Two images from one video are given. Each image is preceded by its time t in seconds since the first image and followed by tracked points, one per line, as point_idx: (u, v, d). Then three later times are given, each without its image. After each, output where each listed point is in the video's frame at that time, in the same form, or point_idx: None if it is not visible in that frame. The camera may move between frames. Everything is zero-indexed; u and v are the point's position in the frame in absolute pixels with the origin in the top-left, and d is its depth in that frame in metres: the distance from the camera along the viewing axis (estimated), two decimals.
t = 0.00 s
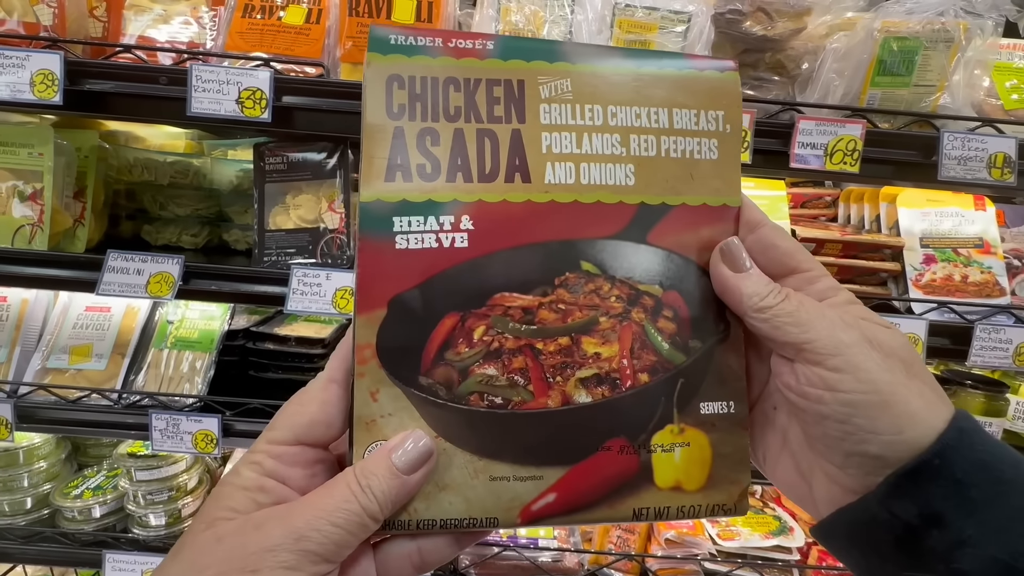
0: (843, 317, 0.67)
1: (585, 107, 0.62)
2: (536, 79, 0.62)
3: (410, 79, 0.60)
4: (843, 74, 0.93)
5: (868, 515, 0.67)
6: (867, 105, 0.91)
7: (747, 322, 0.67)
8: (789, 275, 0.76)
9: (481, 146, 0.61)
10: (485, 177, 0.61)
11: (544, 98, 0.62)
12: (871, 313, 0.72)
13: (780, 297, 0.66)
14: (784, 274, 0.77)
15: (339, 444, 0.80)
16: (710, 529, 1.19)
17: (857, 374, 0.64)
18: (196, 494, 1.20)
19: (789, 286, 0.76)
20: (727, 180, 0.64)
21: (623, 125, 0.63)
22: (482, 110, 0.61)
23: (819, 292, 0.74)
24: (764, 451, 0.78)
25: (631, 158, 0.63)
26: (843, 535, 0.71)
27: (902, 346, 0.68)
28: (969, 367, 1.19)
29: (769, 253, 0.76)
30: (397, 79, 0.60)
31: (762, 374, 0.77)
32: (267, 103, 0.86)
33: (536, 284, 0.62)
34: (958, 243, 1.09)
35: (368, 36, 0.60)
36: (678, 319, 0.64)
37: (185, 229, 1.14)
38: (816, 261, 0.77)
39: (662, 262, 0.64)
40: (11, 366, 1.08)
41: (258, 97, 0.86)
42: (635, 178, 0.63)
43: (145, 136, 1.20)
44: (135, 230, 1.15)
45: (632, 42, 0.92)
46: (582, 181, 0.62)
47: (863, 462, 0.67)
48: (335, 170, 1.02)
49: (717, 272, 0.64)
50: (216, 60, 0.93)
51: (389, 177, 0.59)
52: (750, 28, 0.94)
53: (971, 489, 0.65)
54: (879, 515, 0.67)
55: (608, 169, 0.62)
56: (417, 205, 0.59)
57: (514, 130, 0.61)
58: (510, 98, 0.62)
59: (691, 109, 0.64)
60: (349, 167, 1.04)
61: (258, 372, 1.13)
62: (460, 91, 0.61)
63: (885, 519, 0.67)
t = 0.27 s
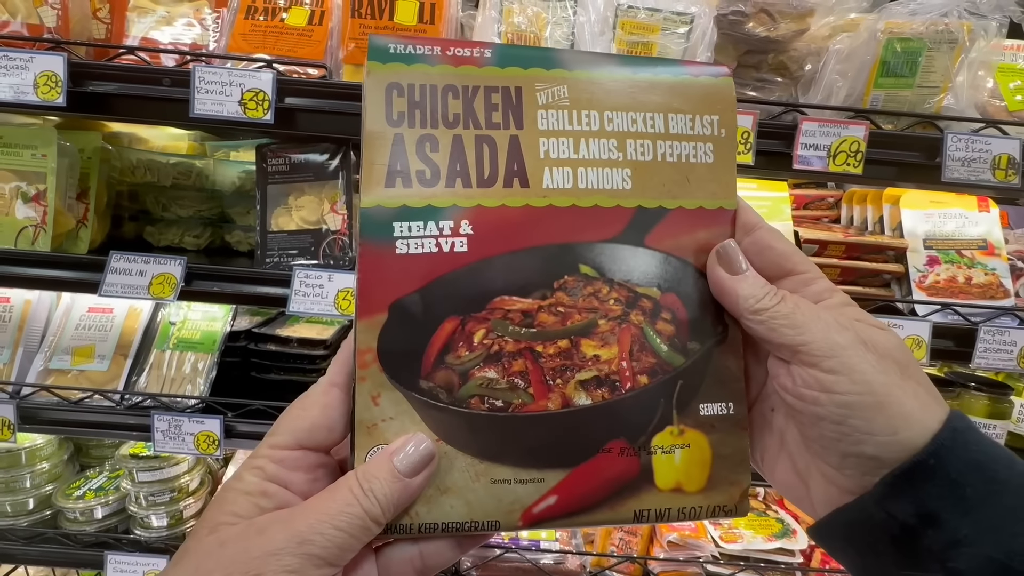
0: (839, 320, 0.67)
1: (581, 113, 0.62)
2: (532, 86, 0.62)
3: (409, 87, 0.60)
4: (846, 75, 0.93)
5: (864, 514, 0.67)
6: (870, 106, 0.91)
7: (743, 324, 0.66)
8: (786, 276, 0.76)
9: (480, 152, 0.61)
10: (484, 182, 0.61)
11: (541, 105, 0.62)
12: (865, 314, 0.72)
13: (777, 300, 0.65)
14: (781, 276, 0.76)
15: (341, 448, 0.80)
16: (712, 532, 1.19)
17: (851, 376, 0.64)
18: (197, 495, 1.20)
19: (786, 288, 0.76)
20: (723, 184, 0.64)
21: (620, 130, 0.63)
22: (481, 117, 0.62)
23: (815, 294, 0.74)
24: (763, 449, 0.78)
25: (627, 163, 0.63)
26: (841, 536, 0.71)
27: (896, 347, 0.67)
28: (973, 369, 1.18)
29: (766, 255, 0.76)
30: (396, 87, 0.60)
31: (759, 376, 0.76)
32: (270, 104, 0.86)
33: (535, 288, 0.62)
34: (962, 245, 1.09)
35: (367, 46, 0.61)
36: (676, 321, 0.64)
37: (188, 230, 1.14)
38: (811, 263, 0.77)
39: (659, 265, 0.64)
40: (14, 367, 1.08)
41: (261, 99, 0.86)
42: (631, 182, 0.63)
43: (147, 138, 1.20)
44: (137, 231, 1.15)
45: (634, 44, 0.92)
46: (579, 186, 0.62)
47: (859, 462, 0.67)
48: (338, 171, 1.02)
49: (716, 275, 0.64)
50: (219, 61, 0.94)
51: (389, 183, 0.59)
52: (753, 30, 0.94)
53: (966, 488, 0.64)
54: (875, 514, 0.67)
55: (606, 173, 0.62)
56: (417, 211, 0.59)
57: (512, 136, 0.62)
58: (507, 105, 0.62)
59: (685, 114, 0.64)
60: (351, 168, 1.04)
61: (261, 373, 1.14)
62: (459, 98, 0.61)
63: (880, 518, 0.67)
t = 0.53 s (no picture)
0: (835, 321, 0.66)
1: (576, 118, 0.63)
2: (528, 95, 0.63)
3: (409, 99, 0.62)
4: (847, 75, 0.93)
5: (865, 515, 0.67)
6: (872, 107, 0.90)
7: (741, 326, 0.65)
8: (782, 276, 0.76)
9: (477, 158, 0.62)
10: (479, 187, 0.61)
11: (536, 112, 0.63)
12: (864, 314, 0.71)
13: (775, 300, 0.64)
14: (778, 276, 0.76)
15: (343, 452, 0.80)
16: (714, 533, 1.19)
17: (850, 377, 0.63)
18: (198, 496, 1.20)
19: (783, 288, 0.75)
20: (717, 187, 0.64)
21: (614, 134, 0.63)
22: (478, 126, 0.63)
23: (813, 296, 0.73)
24: (764, 449, 0.78)
25: (621, 166, 0.63)
26: (841, 537, 0.70)
27: (896, 347, 0.66)
28: (976, 370, 1.17)
29: (763, 254, 0.76)
30: (397, 100, 0.62)
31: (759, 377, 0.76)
32: (271, 105, 0.86)
33: (532, 288, 0.62)
34: (965, 245, 1.08)
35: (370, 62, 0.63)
36: (674, 321, 0.63)
37: (189, 231, 1.14)
38: (809, 263, 0.77)
39: (656, 265, 0.64)
40: (16, 367, 1.08)
41: (261, 100, 0.86)
42: (625, 185, 0.63)
43: (149, 139, 1.20)
44: (139, 232, 1.15)
45: (635, 44, 0.92)
46: (574, 190, 0.62)
47: (858, 463, 0.67)
48: (338, 172, 1.02)
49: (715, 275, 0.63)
50: (220, 62, 0.94)
51: (390, 187, 0.60)
52: (755, 30, 0.94)
53: (967, 489, 0.64)
54: (876, 515, 0.66)
55: (600, 177, 0.63)
56: (414, 215, 0.60)
57: (508, 143, 0.62)
58: (504, 114, 0.63)
59: (678, 119, 0.64)
60: (351, 169, 1.04)
61: (262, 373, 1.13)
62: (456, 108, 0.62)
63: (880, 518, 0.66)
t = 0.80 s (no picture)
0: (833, 327, 0.65)
1: (573, 138, 0.64)
2: (528, 118, 0.65)
3: (419, 122, 0.64)
4: (850, 75, 0.92)
5: (868, 521, 0.66)
6: (875, 106, 0.90)
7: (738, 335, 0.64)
8: (777, 284, 0.75)
9: (479, 175, 0.63)
10: (480, 201, 0.63)
11: (536, 132, 0.65)
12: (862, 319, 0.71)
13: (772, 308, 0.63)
14: (773, 283, 0.76)
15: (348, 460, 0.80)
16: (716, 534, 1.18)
17: (846, 385, 0.63)
18: (199, 497, 1.21)
19: (778, 295, 0.74)
20: (712, 199, 0.64)
21: (611, 151, 0.64)
22: (481, 145, 0.64)
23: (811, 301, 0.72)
24: (771, 454, 0.78)
25: (618, 180, 0.64)
26: (845, 542, 0.70)
27: (895, 355, 0.66)
28: (980, 371, 1.17)
29: (758, 261, 0.76)
30: (407, 123, 0.64)
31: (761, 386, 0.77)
32: (271, 106, 0.86)
33: (533, 293, 0.62)
34: (969, 245, 1.07)
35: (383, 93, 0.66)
36: (675, 327, 0.63)
37: (190, 231, 1.14)
38: (802, 270, 0.76)
39: (654, 272, 0.63)
40: (17, 368, 1.08)
41: (262, 100, 0.86)
42: (622, 198, 0.64)
43: (151, 140, 1.20)
44: (140, 233, 1.15)
45: (636, 44, 0.92)
46: (572, 203, 0.63)
47: (860, 469, 0.66)
48: (339, 173, 1.02)
49: (714, 283, 0.63)
50: (221, 62, 0.94)
51: (397, 201, 0.62)
52: (757, 29, 0.94)
53: (971, 494, 0.63)
54: (879, 521, 0.66)
55: (597, 190, 0.64)
56: (421, 224, 0.61)
57: (510, 160, 0.64)
58: (505, 135, 0.64)
59: (672, 136, 0.65)
60: (352, 169, 1.05)
61: (262, 374, 1.13)
62: (461, 128, 0.64)
63: (884, 523, 0.65)
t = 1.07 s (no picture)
0: (833, 331, 0.64)
1: (573, 148, 0.65)
2: (528, 130, 0.65)
3: (422, 135, 0.64)
4: (852, 74, 0.92)
5: (874, 524, 0.66)
6: (877, 105, 0.90)
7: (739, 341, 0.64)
8: (778, 287, 0.75)
9: (480, 185, 0.63)
10: (479, 209, 0.62)
11: (536, 143, 0.65)
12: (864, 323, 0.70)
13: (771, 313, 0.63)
14: (772, 288, 0.75)
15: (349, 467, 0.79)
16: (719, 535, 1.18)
17: (846, 391, 0.62)
18: (199, 498, 1.21)
19: (778, 299, 0.74)
20: (710, 206, 0.64)
21: (610, 161, 0.64)
22: (483, 156, 0.64)
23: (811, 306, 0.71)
24: (775, 461, 0.78)
25: (617, 189, 0.64)
26: (851, 545, 0.70)
27: (896, 359, 0.65)
28: (983, 371, 1.16)
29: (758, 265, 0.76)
30: (410, 136, 0.64)
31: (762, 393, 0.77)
32: (271, 106, 0.86)
33: (533, 299, 0.61)
34: (971, 245, 1.07)
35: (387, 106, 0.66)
36: (676, 332, 0.63)
37: (191, 232, 1.14)
38: (801, 272, 0.75)
39: (654, 278, 0.63)
40: (18, 369, 1.09)
41: (261, 100, 0.86)
42: (621, 206, 0.63)
43: (151, 140, 1.21)
44: (141, 233, 1.15)
45: (637, 43, 0.92)
46: (572, 211, 0.63)
47: (863, 474, 0.66)
48: (339, 173, 1.02)
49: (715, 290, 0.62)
50: (220, 63, 0.94)
51: (400, 211, 0.62)
52: (757, 28, 0.94)
53: (978, 499, 0.63)
54: (885, 525, 0.66)
55: (596, 198, 0.63)
56: (424, 233, 0.61)
57: (511, 171, 0.64)
58: (506, 146, 0.65)
59: (670, 145, 0.65)
60: (352, 170, 1.05)
61: (263, 375, 1.14)
62: (463, 140, 0.64)
63: (891, 528, 0.66)
